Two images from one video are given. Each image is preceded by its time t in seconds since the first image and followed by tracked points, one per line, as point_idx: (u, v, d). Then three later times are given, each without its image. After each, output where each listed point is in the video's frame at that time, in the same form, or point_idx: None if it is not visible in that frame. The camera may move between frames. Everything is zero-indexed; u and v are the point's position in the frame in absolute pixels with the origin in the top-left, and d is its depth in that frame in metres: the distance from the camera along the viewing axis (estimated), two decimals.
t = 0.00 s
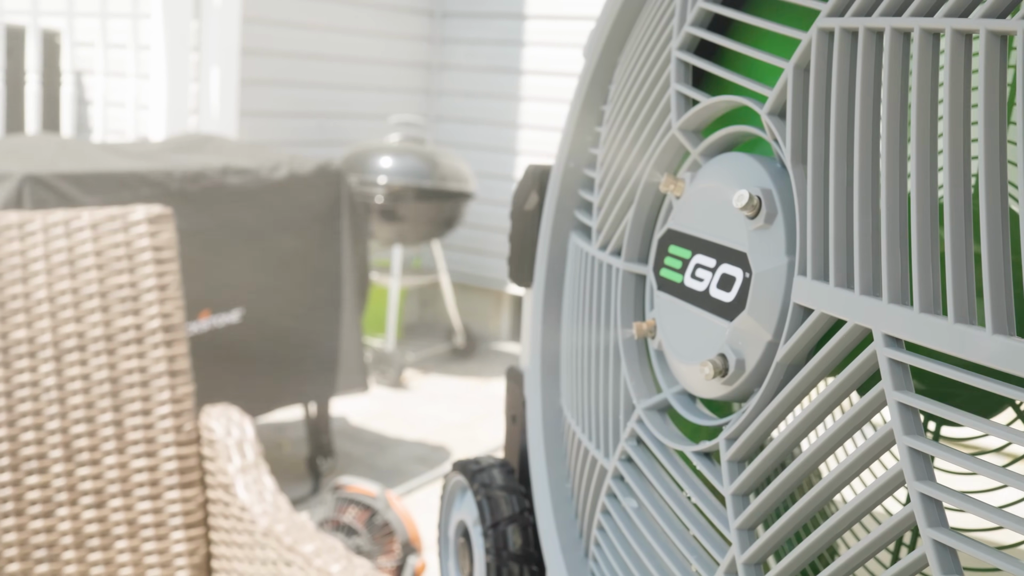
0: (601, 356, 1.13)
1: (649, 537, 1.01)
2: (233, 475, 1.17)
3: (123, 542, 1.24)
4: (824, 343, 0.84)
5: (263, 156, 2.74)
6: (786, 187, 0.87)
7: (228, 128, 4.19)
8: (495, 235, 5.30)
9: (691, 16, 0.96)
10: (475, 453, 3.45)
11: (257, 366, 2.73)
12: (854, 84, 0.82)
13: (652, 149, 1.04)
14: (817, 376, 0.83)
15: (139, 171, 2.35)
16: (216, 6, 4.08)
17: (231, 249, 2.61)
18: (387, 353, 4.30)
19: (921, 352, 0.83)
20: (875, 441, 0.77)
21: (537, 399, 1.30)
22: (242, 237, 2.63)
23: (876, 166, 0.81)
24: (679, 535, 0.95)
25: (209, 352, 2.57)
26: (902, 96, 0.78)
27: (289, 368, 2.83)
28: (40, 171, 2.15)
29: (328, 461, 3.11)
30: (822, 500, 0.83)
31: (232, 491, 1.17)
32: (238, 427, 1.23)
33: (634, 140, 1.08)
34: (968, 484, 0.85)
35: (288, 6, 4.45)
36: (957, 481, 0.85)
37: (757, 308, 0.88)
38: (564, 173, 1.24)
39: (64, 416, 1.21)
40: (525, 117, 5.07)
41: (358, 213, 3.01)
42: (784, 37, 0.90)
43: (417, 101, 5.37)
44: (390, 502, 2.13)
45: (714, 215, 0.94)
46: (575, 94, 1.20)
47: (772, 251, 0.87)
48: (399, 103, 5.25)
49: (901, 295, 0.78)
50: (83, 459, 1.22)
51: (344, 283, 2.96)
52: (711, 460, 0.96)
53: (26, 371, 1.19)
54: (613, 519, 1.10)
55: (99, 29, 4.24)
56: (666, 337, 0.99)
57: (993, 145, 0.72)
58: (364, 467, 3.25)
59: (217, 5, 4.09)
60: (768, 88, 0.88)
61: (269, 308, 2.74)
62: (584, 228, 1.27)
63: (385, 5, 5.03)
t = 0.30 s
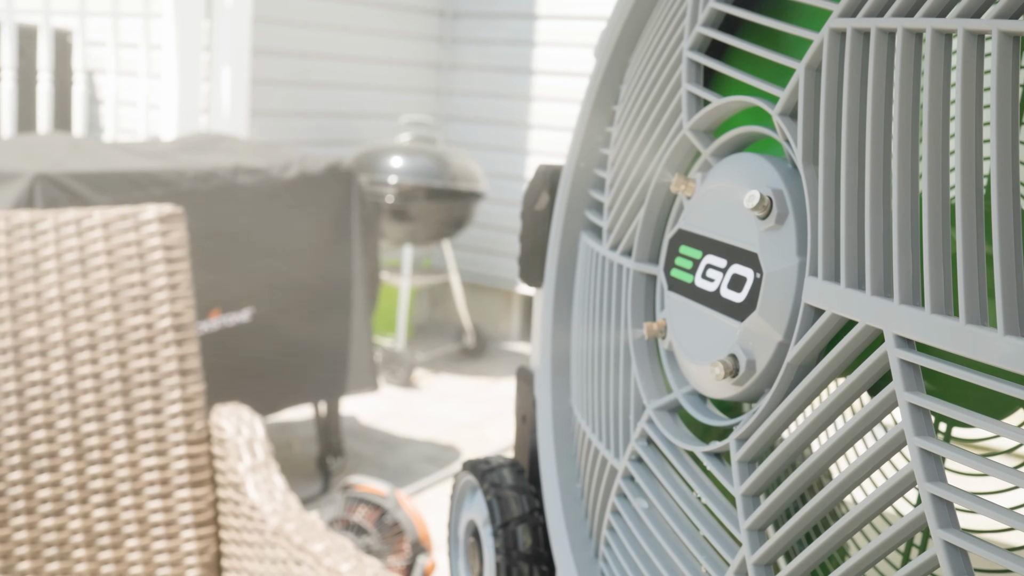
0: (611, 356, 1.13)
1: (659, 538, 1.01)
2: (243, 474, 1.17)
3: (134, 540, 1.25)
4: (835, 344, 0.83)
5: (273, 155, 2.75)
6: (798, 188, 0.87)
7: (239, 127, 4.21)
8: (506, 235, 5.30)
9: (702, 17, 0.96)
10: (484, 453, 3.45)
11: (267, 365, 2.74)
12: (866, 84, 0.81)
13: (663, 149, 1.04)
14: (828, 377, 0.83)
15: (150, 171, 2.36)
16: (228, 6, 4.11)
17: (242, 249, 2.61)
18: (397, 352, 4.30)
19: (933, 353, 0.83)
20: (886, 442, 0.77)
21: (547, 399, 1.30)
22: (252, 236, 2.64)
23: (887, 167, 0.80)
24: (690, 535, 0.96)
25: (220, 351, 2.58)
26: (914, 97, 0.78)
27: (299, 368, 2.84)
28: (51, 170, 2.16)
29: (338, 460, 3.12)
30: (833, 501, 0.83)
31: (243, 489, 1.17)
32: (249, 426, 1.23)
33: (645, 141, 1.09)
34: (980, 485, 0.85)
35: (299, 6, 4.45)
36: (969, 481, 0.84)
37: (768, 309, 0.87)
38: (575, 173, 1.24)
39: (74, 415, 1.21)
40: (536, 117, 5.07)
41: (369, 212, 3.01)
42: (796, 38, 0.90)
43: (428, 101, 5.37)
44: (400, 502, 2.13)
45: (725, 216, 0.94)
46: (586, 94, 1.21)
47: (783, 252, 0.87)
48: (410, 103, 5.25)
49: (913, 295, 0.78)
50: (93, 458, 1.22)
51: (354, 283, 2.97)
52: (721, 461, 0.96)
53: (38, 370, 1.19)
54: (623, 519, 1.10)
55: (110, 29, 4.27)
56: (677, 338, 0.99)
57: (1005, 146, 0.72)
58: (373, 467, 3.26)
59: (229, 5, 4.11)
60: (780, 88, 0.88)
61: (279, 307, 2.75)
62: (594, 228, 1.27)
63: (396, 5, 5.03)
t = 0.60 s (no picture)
0: (623, 356, 1.13)
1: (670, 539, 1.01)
2: (254, 473, 1.18)
3: (145, 539, 1.25)
4: (848, 344, 0.83)
5: (284, 155, 2.75)
6: (811, 188, 0.87)
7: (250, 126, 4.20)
8: (516, 235, 5.29)
9: (714, 17, 0.96)
10: (494, 453, 3.45)
11: (277, 365, 2.74)
12: (879, 84, 0.81)
13: (675, 149, 1.04)
14: (841, 377, 0.82)
15: (162, 170, 2.37)
16: (239, 6, 4.12)
17: (252, 249, 2.62)
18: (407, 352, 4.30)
19: (947, 354, 0.83)
20: (899, 443, 0.77)
21: (558, 399, 1.30)
22: (262, 236, 2.64)
23: (902, 167, 0.80)
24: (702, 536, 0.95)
25: (231, 350, 2.58)
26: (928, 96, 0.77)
27: (310, 368, 2.84)
28: (63, 170, 2.17)
29: (348, 460, 3.12)
30: (846, 503, 0.82)
31: (254, 489, 1.17)
32: (259, 425, 1.23)
33: (657, 141, 1.08)
34: (994, 487, 0.84)
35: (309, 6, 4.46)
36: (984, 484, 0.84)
37: (781, 309, 0.87)
38: (586, 173, 1.24)
39: (86, 414, 1.22)
40: (546, 117, 5.06)
41: (379, 212, 3.02)
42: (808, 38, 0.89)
43: (438, 101, 5.37)
44: (410, 501, 2.12)
45: (737, 216, 0.93)
46: (598, 94, 1.21)
47: (796, 252, 0.87)
48: (421, 103, 5.25)
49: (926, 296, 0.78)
50: (105, 456, 1.23)
51: (365, 282, 2.97)
52: (733, 462, 0.96)
53: (50, 368, 1.20)
54: (634, 520, 1.10)
55: (122, 29, 4.31)
56: (688, 338, 0.99)
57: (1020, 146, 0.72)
58: (383, 466, 3.26)
59: (240, 5, 4.12)
60: (792, 89, 0.88)
61: (290, 307, 2.75)
62: (606, 229, 1.27)
63: (407, 5, 5.03)
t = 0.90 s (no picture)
0: (640, 356, 1.12)
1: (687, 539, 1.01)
2: (269, 472, 1.18)
3: (161, 536, 1.25)
4: (867, 345, 0.83)
5: (299, 154, 2.75)
6: (830, 189, 0.86)
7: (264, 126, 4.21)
8: (531, 235, 5.28)
9: (733, 16, 0.96)
10: (508, 452, 3.44)
11: (291, 364, 2.74)
12: (900, 84, 0.80)
13: (693, 149, 1.03)
14: (861, 378, 0.82)
15: (177, 169, 2.37)
16: (253, 6, 4.13)
17: (266, 248, 2.62)
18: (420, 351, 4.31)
19: (969, 355, 0.82)
20: (920, 445, 0.76)
21: (575, 399, 1.30)
22: (275, 235, 2.64)
23: (919, 166, 0.80)
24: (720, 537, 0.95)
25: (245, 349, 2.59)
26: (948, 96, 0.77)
27: (326, 368, 2.84)
28: (79, 169, 2.17)
29: (361, 459, 3.12)
30: (865, 504, 0.82)
31: (269, 487, 1.17)
32: (275, 424, 1.23)
33: (674, 141, 1.08)
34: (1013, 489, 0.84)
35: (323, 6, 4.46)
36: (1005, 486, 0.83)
37: (800, 309, 0.87)
38: (603, 173, 1.24)
39: (103, 412, 1.22)
40: (560, 117, 5.05)
41: (394, 212, 3.01)
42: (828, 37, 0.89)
43: (452, 101, 5.37)
44: (425, 501, 2.12)
45: (757, 216, 0.93)
46: (614, 94, 1.20)
47: (816, 253, 0.86)
48: (435, 103, 5.25)
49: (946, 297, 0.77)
50: (122, 454, 1.23)
51: (379, 282, 2.97)
52: (752, 462, 0.95)
53: (67, 367, 1.20)
54: (651, 521, 1.10)
55: (138, 29, 4.29)
56: (707, 338, 0.99)
57: None
58: (396, 465, 3.26)
59: (254, 5, 4.12)
60: (812, 88, 0.88)
61: (304, 307, 2.75)
62: (622, 228, 1.26)
63: (421, 4, 5.02)
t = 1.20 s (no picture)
0: (655, 356, 1.12)
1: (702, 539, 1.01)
2: (284, 471, 1.18)
3: (176, 535, 1.25)
4: (884, 345, 0.82)
5: (315, 154, 2.76)
6: (847, 188, 0.86)
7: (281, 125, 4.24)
8: (547, 235, 5.28)
9: (751, 16, 0.96)
10: (522, 452, 3.44)
11: (306, 363, 2.75)
12: (918, 83, 0.80)
13: (709, 149, 1.03)
14: (877, 378, 0.82)
15: (194, 168, 2.38)
16: (270, 5, 4.15)
17: (280, 247, 2.63)
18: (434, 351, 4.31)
19: (987, 356, 0.81)
20: (935, 445, 0.76)
21: (590, 399, 1.30)
22: (291, 235, 2.65)
23: (938, 166, 0.79)
24: (734, 538, 0.95)
25: (260, 347, 2.60)
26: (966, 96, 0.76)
27: (340, 367, 2.85)
28: (97, 167, 2.18)
29: (375, 458, 3.13)
30: (880, 505, 0.81)
31: (283, 486, 1.18)
32: (290, 423, 1.24)
33: (691, 141, 1.08)
34: None
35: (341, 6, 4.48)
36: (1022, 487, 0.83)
37: (816, 310, 0.87)
38: (619, 173, 1.24)
39: (119, 410, 1.23)
40: (576, 117, 5.05)
41: (410, 211, 3.02)
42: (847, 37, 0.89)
43: (468, 100, 5.38)
44: (439, 500, 2.12)
45: (774, 216, 0.93)
46: (631, 94, 1.20)
47: (833, 253, 0.86)
48: (451, 102, 5.26)
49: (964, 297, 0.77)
50: (137, 452, 1.24)
51: (394, 282, 2.97)
52: (766, 463, 0.95)
53: (83, 365, 1.21)
54: (665, 521, 1.10)
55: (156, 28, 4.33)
56: (722, 338, 0.99)
57: None
58: (409, 464, 3.26)
59: (271, 5, 4.15)
60: (830, 88, 0.87)
61: (319, 306, 2.76)
62: (638, 228, 1.26)
63: (438, 4, 5.04)
